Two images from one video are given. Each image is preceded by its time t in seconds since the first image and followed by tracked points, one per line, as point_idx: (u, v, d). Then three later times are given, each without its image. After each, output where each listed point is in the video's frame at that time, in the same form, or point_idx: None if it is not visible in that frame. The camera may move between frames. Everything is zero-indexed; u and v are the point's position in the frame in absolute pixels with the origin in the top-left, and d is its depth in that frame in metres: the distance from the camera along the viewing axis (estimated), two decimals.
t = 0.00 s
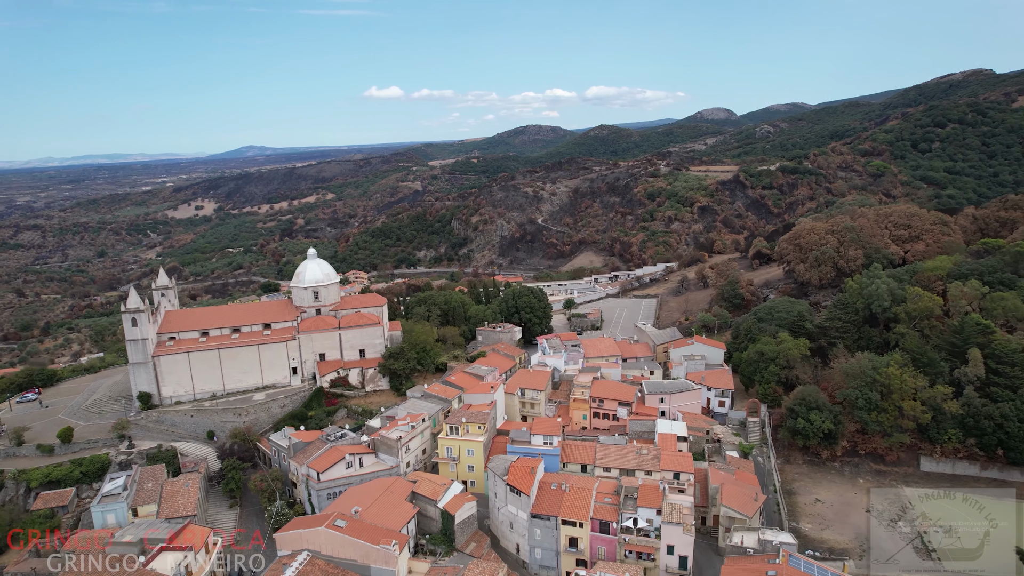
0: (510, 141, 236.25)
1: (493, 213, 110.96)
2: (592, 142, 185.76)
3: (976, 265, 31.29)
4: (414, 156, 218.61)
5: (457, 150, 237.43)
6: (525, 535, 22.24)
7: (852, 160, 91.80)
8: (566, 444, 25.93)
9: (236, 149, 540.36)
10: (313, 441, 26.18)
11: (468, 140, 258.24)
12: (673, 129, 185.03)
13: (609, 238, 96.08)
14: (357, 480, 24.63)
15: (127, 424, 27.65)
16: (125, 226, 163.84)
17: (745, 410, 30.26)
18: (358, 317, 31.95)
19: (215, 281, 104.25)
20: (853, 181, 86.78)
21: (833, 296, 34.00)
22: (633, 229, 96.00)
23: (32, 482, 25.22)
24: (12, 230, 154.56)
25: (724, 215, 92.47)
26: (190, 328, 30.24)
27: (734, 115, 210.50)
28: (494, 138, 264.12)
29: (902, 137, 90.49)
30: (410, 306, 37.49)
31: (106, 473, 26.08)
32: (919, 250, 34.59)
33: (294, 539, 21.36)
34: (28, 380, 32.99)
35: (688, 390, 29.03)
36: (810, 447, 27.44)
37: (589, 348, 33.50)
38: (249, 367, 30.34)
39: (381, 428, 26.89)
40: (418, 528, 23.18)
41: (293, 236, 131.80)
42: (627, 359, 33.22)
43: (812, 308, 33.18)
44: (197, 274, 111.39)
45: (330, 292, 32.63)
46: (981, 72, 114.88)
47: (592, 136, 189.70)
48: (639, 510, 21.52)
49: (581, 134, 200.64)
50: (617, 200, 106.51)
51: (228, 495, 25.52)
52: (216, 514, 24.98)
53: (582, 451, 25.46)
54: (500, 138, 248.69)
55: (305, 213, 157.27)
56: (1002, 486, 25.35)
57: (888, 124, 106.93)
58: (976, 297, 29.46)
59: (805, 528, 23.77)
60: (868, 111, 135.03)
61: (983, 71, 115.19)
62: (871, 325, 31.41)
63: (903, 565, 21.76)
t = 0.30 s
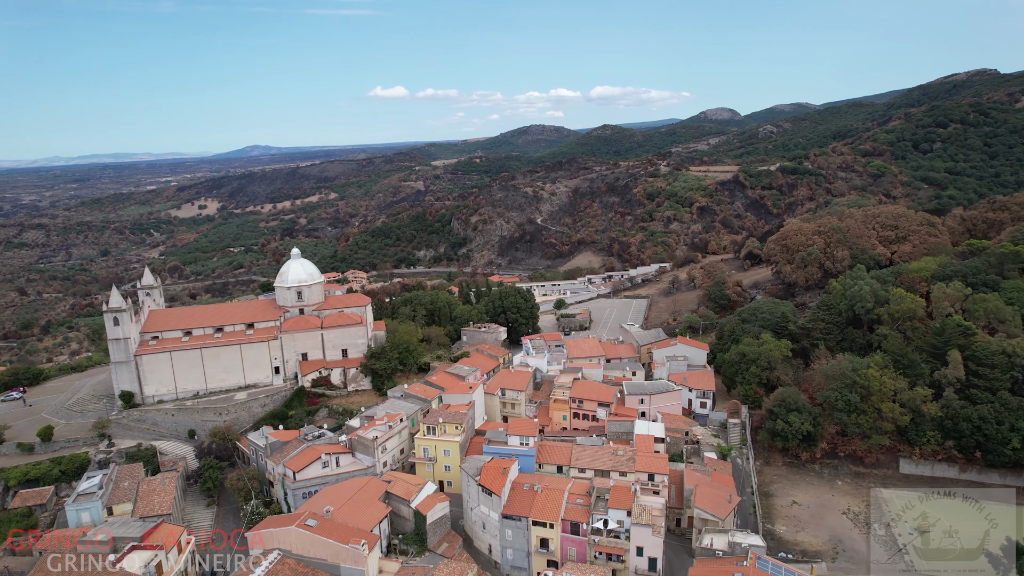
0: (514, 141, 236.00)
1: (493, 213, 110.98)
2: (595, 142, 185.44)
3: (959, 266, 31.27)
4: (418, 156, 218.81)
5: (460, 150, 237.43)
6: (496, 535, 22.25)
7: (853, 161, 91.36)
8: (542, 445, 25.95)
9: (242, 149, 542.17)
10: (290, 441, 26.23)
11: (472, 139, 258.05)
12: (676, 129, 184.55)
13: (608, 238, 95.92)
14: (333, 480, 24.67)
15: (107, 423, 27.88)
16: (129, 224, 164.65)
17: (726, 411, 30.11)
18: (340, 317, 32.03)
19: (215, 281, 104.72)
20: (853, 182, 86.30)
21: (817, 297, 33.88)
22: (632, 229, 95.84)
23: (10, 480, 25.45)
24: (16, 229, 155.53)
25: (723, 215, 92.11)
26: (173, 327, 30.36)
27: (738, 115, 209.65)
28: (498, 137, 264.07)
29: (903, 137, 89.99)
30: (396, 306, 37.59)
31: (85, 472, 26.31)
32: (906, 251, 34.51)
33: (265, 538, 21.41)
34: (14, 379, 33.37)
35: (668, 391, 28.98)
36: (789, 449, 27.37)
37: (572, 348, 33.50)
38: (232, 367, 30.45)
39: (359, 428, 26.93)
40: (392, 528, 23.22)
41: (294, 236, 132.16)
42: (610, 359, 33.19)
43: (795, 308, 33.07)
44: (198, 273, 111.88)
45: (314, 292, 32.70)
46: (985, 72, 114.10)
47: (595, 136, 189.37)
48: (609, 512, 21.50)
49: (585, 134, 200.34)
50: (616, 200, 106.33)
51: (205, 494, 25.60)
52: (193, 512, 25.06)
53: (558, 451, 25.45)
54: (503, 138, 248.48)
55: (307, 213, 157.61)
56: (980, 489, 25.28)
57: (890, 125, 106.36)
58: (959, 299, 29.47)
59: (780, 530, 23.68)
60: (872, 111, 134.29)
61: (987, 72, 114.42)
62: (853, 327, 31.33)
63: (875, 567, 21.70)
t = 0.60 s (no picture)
0: (522, 141, 235.66)
1: (497, 213, 111.01)
2: (603, 142, 184.95)
3: (952, 267, 31.04)
4: (426, 156, 219.19)
5: (468, 150, 237.51)
6: (475, 536, 22.27)
7: (859, 161, 90.59)
8: (526, 446, 25.95)
9: (253, 149, 545.34)
10: (275, 439, 26.36)
11: (480, 139, 258.00)
12: (685, 129, 183.74)
13: (612, 238, 95.68)
14: (316, 479, 24.79)
15: (97, 421, 28.21)
16: (139, 224, 166.01)
17: (714, 413, 29.98)
18: (330, 316, 32.13)
19: (222, 280, 105.45)
20: (860, 182, 85.45)
21: (809, 298, 33.66)
22: (636, 229, 95.54)
23: None
24: (28, 228, 157.18)
25: (728, 216, 91.50)
26: (164, 326, 30.55)
27: (748, 114, 208.38)
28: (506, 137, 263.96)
29: (911, 137, 89.16)
30: (388, 306, 37.75)
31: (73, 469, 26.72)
32: (900, 252, 34.30)
33: (245, 536, 21.56)
34: (9, 376, 33.98)
35: (655, 393, 28.89)
36: (776, 451, 27.20)
37: (562, 349, 33.49)
38: (221, 366, 30.62)
39: (344, 428, 27.05)
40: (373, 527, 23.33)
41: (300, 235, 132.77)
42: (601, 360, 33.10)
43: (787, 309, 32.91)
44: (204, 272, 112.71)
45: (305, 291, 32.84)
46: (997, 71, 112.79)
47: (602, 137, 188.90)
48: (587, 513, 21.44)
49: (592, 134, 199.86)
50: (620, 200, 106.01)
51: (191, 492, 25.71)
52: (179, 510, 25.18)
53: (541, 452, 25.44)
54: (512, 138, 248.37)
55: (314, 213, 158.25)
56: (968, 493, 24.97)
57: (898, 125, 105.37)
58: (950, 301, 29.24)
59: (762, 533, 23.52)
60: (881, 111, 133.11)
61: (999, 71, 113.09)
62: (844, 328, 31.13)
63: (856, 571, 21.53)
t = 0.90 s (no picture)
0: (541, 141, 235.26)
1: (512, 213, 110.98)
2: (621, 142, 184.06)
3: (958, 271, 30.50)
4: (444, 156, 219.89)
5: (487, 149, 237.77)
6: (462, 536, 22.32)
7: (879, 162, 89.13)
8: (518, 446, 25.93)
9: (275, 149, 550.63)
10: (270, 437, 26.64)
11: (499, 139, 258.12)
12: (704, 129, 182.26)
13: (626, 239, 95.15)
14: (308, 476, 25.01)
15: (98, 416, 28.70)
16: (161, 222, 168.62)
17: (711, 416, 29.74)
18: (330, 315, 32.39)
19: (239, 278, 106.64)
20: (879, 183, 83.96)
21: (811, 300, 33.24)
22: (650, 230, 94.90)
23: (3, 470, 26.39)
24: (54, 225, 160.27)
25: (743, 217, 90.37)
26: (166, 323, 30.99)
27: (768, 115, 206.00)
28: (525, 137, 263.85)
29: (933, 137, 87.58)
30: (390, 305, 37.97)
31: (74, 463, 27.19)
32: (906, 255, 33.80)
33: (234, 532, 21.77)
34: (19, 371, 34.84)
35: (650, 395, 28.74)
36: (771, 455, 26.93)
37: (561, 349, 33.47)
38: (222, 363, 31.02)
39: (339, 426, 27.27)
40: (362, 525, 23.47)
41: (317, 234, 133.93)
42: (599, 361, 32.98)
43: (788, 311, 32.56)
44: (223, 271, 114.11)
45: (305, 290, 33.16)
46: None
47: (620, 137, 188.01)
48: (573, 515, 21.38)
49: (611, 134, 199.05)
50: (635, 200, 105.40)
51: (187, 487, 26.01)
52: (174, 505, 25.48)
53: (532, 453, 25.43)
54: (530, 137, 248.01)
55: (332, 212, 159.50)
56: (968, 499, 24.37)
57: (920, 124, 103.51)
58: (954, 304, 28.72)
59: (752, 538, 23.25)
60: (904, 111, 130.90)
61: None
62: (846, 332, 30.72)
63: None
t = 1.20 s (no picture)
0: (574, 141, 234.34)
1: (540, 213, 110.85)
2: (655, 142, 182.35)
3: (985, 276, 29.49)
4: (477, 155, 220.73)
5: (520, 149, 237.89)
6: (462, 535, 22.42)
7: (918, 162, 86.75)
8: (523, 447, 25.91)
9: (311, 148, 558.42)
10: (280, 432, 27.12)
11: (532, 139, 257.94)
12: (739, 129, 179.56)
13: (654, 240, 94.22)
14: (316, 471, 25.36)
15: (119, 408, 29.52)
16: (200, 220, 172.70)
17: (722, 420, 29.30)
18: (344, 313, 32.83)
19: (272, 275, 108.74)
20: (918, 184, 81.56)
21: (829, 304, 32.53)
22: (680, 231, 93.81)
23: (29, 458, 27.65)
24: (99, 222, 165.50)
25: (774, 218, 88.39)
26: (186, 319, 31.82)
27: (806, 114, 201.83)
28: (558, 137, 263.26)
29: (976, 137, 84.93)
30: (406, 304, 38.37)
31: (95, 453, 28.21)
32: (932, 259, 32.88)
33: (238, 524, 22.25)
34: (49, 363, 36.24)
35: (660, 398, 28.45)
36: (782, 462, 26.42)
37: (573, 351, 33.41)
38: (238, 359, 31.68)
39: (347, 422, 27.62)
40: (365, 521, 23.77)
41: (349, 233, 135.72)
42: (612, 363, 32.76)
43: (805, 315, 31.94)
44: (256, 268, 116.49)
45: (321, 288, 33.74)
46: None
47: (654, 137, 186.35)
48: (571, 518, 21.34)
49: (644, 135, 197.37)
50: (665, 201, 104.30)
51: (199, 480, 26.64)
52: (186, 496, 26.09)
53: (537, 454, 25.38)
54: (563, 137, 247.15)
55: (365, 211, 161.39)
56: (986, 513, 23.36)
57: (963, 124, 100.38)
58: (977, 311, 27.80)
59: (757, 546, 22.83)
60: (948, 109, 127.09)
61: None
62: (864, 337, 30.01)
63: None
